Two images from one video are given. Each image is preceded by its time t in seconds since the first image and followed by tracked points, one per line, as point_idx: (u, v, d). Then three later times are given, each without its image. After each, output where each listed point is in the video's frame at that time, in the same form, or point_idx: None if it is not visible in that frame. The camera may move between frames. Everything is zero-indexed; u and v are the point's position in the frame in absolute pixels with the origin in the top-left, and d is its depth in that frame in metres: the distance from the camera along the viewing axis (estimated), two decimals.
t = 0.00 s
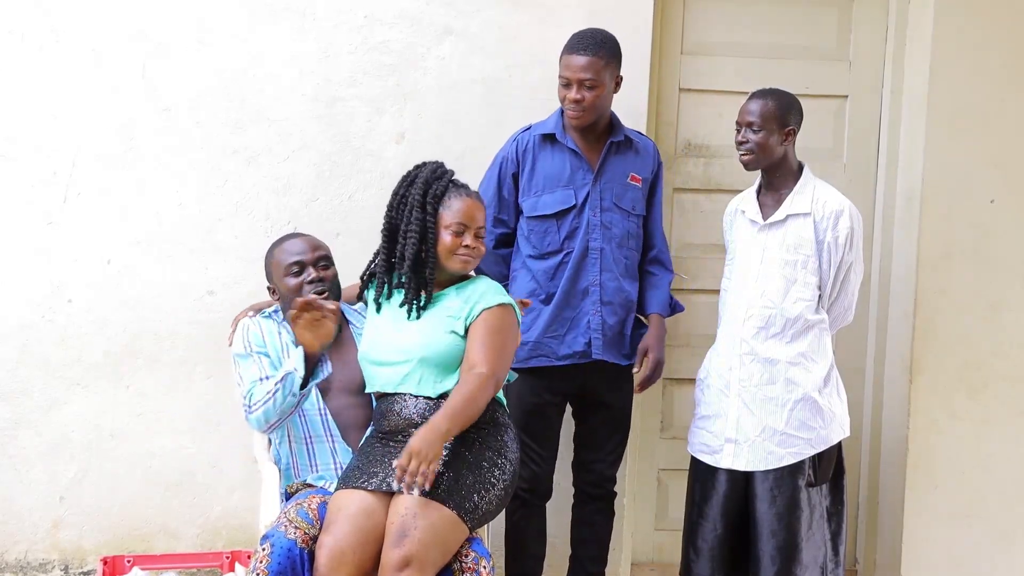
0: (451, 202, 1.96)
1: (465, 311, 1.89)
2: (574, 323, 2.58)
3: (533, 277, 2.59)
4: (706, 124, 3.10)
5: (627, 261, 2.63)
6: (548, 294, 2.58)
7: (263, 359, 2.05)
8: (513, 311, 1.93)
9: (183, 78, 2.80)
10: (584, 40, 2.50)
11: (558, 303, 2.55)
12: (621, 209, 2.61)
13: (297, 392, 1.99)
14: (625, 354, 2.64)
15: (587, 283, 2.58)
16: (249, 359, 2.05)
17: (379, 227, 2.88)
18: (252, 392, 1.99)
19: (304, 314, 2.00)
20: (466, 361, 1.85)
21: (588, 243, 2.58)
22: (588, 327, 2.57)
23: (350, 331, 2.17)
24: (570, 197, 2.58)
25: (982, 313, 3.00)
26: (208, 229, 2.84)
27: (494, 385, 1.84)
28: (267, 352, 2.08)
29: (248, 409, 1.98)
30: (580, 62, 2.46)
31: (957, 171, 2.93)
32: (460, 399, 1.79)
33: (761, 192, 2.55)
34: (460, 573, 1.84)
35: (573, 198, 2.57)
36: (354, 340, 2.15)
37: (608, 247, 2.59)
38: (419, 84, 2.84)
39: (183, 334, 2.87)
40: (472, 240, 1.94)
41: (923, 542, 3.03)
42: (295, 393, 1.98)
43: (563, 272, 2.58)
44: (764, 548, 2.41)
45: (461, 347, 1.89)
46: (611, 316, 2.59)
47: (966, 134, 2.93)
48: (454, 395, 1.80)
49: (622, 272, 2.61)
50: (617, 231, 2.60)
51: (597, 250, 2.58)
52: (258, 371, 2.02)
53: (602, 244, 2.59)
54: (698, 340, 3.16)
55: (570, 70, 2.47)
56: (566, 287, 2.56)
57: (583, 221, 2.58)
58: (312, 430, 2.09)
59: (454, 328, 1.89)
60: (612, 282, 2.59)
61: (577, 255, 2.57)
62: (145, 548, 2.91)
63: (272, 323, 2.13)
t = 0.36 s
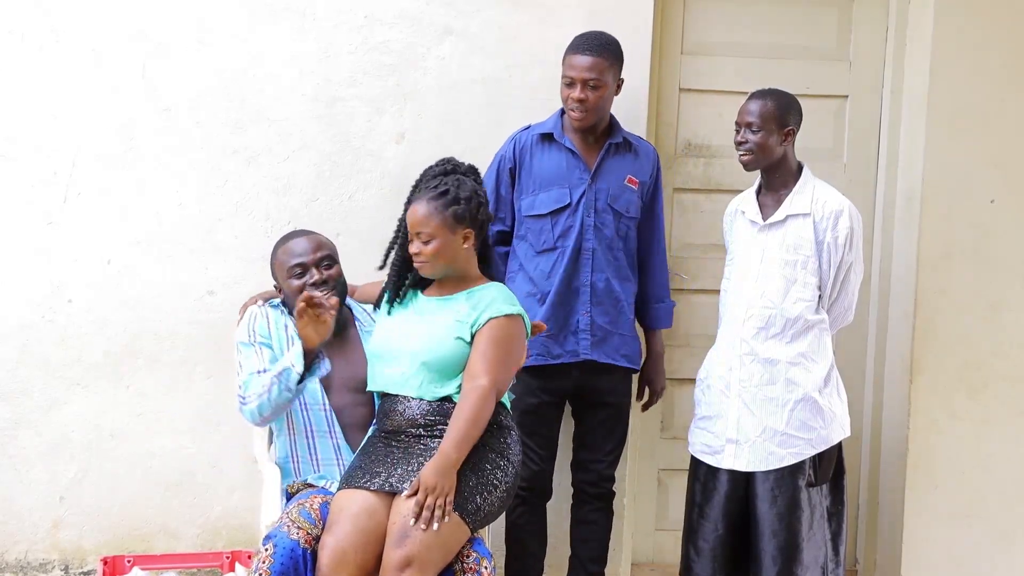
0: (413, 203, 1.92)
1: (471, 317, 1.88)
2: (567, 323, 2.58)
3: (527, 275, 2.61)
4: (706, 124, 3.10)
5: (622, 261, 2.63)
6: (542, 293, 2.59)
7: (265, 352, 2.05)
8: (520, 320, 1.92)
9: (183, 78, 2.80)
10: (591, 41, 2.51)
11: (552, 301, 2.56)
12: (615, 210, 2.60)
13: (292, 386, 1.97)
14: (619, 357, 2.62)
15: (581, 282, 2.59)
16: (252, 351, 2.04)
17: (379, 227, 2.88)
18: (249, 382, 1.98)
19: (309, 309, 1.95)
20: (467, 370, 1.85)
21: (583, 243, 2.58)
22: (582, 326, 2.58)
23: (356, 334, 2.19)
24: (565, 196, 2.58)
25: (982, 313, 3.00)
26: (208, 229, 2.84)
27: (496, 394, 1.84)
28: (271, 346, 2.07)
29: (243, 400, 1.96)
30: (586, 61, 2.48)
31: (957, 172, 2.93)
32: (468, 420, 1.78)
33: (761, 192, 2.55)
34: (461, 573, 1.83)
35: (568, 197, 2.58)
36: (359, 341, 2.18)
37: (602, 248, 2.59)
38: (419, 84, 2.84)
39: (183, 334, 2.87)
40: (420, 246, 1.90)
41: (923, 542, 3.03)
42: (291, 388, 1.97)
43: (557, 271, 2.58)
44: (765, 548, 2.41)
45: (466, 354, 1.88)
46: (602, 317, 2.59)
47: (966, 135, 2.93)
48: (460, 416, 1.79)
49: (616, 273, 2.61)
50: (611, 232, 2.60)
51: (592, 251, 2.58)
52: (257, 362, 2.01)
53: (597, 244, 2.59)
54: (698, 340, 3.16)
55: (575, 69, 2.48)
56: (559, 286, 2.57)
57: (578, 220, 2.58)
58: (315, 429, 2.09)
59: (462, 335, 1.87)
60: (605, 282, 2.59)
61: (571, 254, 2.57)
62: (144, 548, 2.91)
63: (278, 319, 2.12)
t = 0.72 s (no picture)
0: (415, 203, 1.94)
1: (478, 318, 1.88)
2: (564, 322, 2.59)
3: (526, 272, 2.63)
4: (706, 125, 3.10)
5: (621, 260, 2.63)
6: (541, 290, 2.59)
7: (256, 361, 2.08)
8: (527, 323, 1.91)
9: (183, 78, 2.80)
10: (617, 44, 2.52)
11: (552, 298, 2.56)
12: (615, 209, 2.60)
13: (273, 394, 2.04)
14: (616, 357, 2.61)
15: (580, 280, 2.59)
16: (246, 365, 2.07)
17: (379, 227, 2.88)
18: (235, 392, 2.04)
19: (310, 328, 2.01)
20: (476, 371, 1.84)
21: (582, 241, 2.58)
22: (579, 324, 2.58)
23: (355, 335, 2.18)
24: (564, 193, 2.59)
25: (982, 313, 2.99)
26: (208, 229, 2.84)
27: (503, 396, 1.84)
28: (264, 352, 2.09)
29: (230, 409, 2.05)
30: (624, 67, 2.50)
31: (957, 171, 2.93)
32: (470, 416, 1.78)
33: (761, 192, 2.55)
34: (460, 573, 1.83)
35: (568, 194, 2.58)
36: (358, 342, 2.17)
37: (601, 247, 2.59)
38: (420, 84, 2.84)
39: (183, 334, 2.87)
40: (414, 250, 1.91)
41: (923, 542, 3.03)
42: (272, 396, 2.04)
43: (556, 267, 2.59)
44: (764, 548, 2.41)
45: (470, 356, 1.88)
46: (599, 316, 2.59)
47: (966, 135, 2.93)
48: (465, 411, 1.79)
49: (616, 271, 2.61)
50: (610, 230, 2.60)
51: (590, 248, 2.58)
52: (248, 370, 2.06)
53: (596, 242, 2.59)
54: (698, 340, 3.16)
55: (613, 76, 2.50)
56: (557, 284, 2.57)
57: (577, 217, 2.58)
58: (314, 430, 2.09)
59: (464, 336, 1.87)
60: (604, 280, 2.59)
61: (570, 251, 2.58)
62: (145, 548, 2.91)
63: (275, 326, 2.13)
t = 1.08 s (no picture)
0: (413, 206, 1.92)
1: (485, 310, 1.90)
2: (566, 319, 2.59)
3: (530, 268, 2.63)
4: (707, 125, 3.10)
5: (627, 259, 2.62)
6: (544, 286, 2.60)
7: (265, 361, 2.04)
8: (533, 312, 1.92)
9: (183, 78, 2.80)
10: (634, 47, 2.52)
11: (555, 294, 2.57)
12: (620, 208, 2.61)
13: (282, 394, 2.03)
14: (615, 356, 2.62)
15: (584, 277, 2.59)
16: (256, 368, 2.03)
17: (379, 227, 2.88)
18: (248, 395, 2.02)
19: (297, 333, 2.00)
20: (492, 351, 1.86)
21: (587, 238, 2.59)
22: (581, 321, 2.58)
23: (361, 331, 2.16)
24: (571, 190, 2.59)
25: (983, 313, 2.99)
26: (209, 229, 2.84)
27: (518, 373, 1.85)
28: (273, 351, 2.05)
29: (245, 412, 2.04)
30: (637, 70, 2.50)
31: (957, 171, 2.93)
32: (490, 369, 1.79)
33: (761, 192, 2.55)
34: (463, 572, 1.84)
35: (574, 192, 2.58)
36: (364, 339, 2.15)
37: (605, 245, 2.59)
38: (420, 84, 2.84)
39: (183, 333, 2.87)
40: (415, 255, 1.91)
41: (923, 542, 3.02)
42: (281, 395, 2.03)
43: (560, 264, 2.59)
44: (765, 548, 2.41)
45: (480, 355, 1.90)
46: (601, 315, 2.59)
47: (966, 135, 2.93)
48: (489, 363, 1.79)
49: (621, 270, 2.61)
50: (615, 229, 2.60)
51: (595, 246, 2.59)
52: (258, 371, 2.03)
53: (601, 240, 2.59)
54: (699, 340, 3.16)
55: (626, 78, 2.50)
56: (560, 280, 2.57)
57: (583, 215, 2.58)
58: (314, 429, 2.07)
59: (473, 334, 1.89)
60: (608, 279, 2.59)
61: (575, 249, 2.58)
62: (145, 548, 2.91)
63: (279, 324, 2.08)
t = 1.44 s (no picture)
0: (421, 218, 1.87)
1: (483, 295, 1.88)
2: (567, 321, 2.58)
3: (529, 271, 2.63)
4: (707, 125, 3.10)
5: (625, 263, 2.63)
6: (544, 289, 2.60)
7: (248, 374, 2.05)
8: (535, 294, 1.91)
9: (184, 78, 2.80)
10: (634, 51, 2.52)
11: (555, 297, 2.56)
12: (619, 212, 2.61)
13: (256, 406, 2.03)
14: (614, 359, 2.61)
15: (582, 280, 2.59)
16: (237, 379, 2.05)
17: (380, 227, 2.87)
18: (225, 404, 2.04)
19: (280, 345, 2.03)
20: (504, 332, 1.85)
21: (586, 241, 2.59)
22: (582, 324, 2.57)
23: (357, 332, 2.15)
24: (569, 193, 2.59)
25: (983, 313, 2.99)
26: (210, 229, 2.84)
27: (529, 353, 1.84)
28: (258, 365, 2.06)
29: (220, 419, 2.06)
30: (637, 74, 2.50)
31: (958, 171, 2.93)
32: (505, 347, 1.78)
33: (761, 192, 2.56)
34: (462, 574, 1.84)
35: (573, 194, 2.58)
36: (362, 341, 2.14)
37: (604, 249, 2.59)
38: (420, 84, 2.84)
39: (183, 333, 2.87)
40: (434, 263, 1.87)
41: (924, 542, 3.02)
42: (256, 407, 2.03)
43: (560, 266, 2.59)
44: (765, 548, 2.41)
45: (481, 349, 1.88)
46: (601, 317, 2.59)
47: (967, 135, 2.92)
48: (505, 341, 1.78)
49: (619, 274, 2.61)
50: (614, 233, 2.60)
51: (594, 249, 2.59)
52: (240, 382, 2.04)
53: (600, 244, 2.59)
54: (700, 341, 3.17)
55: (626, 82, 2.50)
56: (560, 283, 2.57)
57: (582, 217, 2.58)
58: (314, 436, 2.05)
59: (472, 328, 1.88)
60: (606, 282, 2.59)
61: (574, 251, 2.58)
62: (146, 548, 2.91)
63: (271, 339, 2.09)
